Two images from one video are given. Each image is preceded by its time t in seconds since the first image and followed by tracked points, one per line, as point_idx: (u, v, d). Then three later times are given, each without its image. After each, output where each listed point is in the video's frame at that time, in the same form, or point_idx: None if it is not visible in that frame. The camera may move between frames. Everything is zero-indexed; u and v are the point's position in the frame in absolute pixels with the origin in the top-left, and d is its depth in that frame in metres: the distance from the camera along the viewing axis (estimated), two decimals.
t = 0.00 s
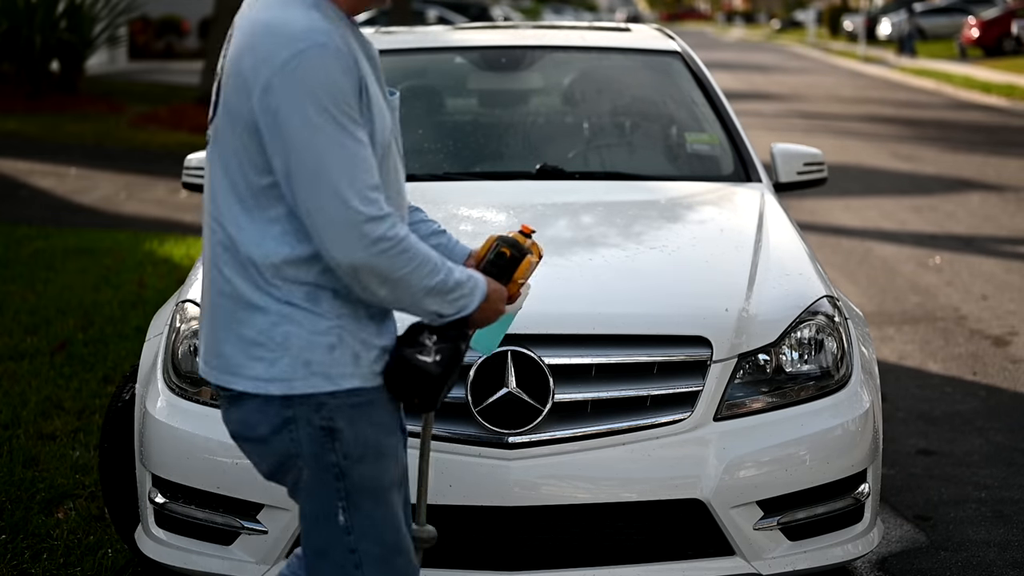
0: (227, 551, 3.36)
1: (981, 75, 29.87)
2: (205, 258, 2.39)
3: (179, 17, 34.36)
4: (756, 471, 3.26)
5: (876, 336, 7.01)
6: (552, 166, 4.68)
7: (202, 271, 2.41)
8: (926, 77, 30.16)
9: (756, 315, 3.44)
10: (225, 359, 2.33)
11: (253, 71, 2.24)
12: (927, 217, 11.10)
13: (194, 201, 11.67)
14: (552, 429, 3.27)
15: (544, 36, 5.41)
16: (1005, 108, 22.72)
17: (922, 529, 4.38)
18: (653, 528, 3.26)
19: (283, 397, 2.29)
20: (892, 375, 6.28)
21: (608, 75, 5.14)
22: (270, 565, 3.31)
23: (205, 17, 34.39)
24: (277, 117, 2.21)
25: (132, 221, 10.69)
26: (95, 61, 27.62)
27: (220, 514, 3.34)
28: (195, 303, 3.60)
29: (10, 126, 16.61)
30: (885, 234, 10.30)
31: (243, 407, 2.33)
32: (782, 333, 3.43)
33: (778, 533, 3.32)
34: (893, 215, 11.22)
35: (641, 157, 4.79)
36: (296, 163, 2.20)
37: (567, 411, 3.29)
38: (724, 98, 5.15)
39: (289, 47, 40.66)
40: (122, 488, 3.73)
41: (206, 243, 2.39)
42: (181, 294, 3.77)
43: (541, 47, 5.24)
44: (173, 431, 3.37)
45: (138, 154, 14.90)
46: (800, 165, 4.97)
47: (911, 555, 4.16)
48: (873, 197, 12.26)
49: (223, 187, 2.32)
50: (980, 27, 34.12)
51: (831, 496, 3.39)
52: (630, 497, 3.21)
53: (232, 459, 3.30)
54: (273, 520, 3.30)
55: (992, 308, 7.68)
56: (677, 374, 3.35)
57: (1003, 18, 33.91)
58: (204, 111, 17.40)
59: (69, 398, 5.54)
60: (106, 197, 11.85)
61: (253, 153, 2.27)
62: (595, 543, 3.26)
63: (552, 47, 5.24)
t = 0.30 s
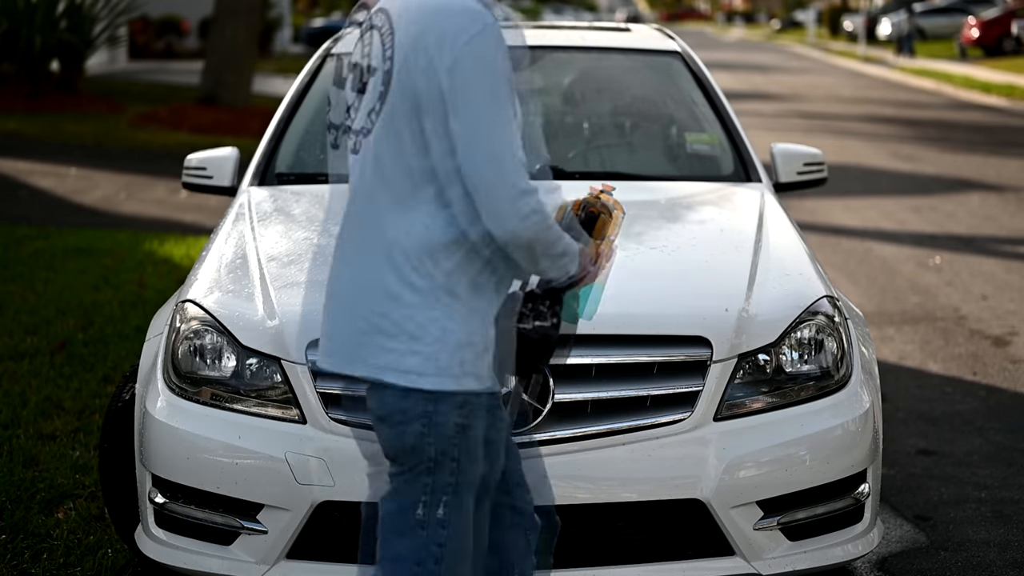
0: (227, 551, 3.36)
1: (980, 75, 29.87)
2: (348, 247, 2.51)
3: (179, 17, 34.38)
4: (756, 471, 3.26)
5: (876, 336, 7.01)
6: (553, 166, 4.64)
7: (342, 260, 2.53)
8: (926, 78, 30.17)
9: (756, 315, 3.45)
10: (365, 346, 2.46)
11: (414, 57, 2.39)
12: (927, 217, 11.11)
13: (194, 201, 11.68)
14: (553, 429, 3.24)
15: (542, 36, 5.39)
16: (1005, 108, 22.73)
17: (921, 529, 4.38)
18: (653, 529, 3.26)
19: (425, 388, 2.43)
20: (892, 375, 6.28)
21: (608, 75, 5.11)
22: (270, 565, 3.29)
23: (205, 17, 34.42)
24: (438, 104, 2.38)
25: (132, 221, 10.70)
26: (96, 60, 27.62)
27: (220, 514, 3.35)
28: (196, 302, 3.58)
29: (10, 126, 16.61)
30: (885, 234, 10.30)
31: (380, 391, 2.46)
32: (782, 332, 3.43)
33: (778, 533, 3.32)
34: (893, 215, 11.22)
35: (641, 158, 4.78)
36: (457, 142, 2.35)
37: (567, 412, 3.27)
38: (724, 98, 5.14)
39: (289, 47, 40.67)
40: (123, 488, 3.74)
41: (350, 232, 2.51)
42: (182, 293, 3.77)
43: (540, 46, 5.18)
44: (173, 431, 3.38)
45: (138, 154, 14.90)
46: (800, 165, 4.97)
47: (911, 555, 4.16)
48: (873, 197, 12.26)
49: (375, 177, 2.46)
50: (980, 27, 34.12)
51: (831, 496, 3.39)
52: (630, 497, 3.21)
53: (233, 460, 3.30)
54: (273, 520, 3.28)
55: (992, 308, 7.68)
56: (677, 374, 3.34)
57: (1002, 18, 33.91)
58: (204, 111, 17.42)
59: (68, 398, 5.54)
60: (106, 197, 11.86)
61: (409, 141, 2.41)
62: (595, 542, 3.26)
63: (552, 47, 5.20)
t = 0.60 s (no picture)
0: (227, 551, 3.35)
1: (981, 76, 29.85)
2: (511, 247, 2.28)
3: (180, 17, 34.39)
4: (756, 471, 3.26)
5: (876, 336, 7.01)
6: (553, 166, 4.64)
7: (502, 261, 2.30)
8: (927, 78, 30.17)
9: (756, 315, 3.44)
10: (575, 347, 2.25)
11: (591, 36, 2.22)
12: (927, 217, 11.11)
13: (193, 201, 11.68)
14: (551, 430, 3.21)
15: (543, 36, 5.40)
16: (1005, 108, 22.72)
17: (921, 529, 4.38)
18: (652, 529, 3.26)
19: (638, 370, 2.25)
20: (892, 375, 6.28)
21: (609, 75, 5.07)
22: (270, 565, 3.29)
23: (205, 17, 34.42)
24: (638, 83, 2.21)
25: (132, 221, 10.70)
26: (96, 60, 27.62)
27: (220, 514, 3.34)
28: (196, 302, 3.58)
29: (10, 126, 16.61)
30: (885, 234, 10.30)
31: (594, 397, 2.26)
32: (782, 332, 3.44)
33: (778, 533, 3.32)
34: (892, 215, 11.22)
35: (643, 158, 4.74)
36: (655, 119, 2.22)
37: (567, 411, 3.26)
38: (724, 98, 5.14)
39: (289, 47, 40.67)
40: (123, 488, 3.73)
41: (515, 234, 2.27)
42: (182, 293, 3.77)
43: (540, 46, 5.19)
44: (173, 431, 3.38)
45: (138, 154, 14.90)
46: (799, 165, 4.97)
47: (911, 555, 4.16)
48: (873, 197, 12.26)
49: (555, 168, 2.24)
50: (980, 27, 34.12)
51: (831, 496, 3.39)
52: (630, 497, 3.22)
53: (233, 460, 3.30)
54: (273, 520, 3.28)
55: (992, 308, 7.68)
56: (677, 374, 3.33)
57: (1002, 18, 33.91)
58: (204, 111, 17.43)
59: (68, 398, 5.54)
60: (106, 197, 11.85)
61: (593, 123, 2.23)
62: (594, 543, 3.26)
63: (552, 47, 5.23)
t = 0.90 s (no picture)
0: (227, 551, 3.35)
1: (981, 76, 29.86)
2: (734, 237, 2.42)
3: (180, 17, 34.40)
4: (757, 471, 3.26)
5: (876, 336, 7.01)
6: (552, 165, 4.67)
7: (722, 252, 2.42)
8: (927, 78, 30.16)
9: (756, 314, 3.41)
10: (784, 324, 2.45)
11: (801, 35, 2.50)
12: (927, 217, 11.11)
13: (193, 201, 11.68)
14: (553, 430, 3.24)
15: (543, 36, 5.41)
16: (1005, 108, 22.71)
17: (921, 529, 4.38)
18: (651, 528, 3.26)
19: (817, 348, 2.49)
20: (892, 375, 6.28)
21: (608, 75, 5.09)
22: (270, 565, 3.29)
23: (206, 18, 34.45)
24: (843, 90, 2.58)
25: (132, 221, 10.69)
26: (97, 60, 27.62)
27: (220, 513, 3.34)
28: (196, 302, 3.58)
29: (10, 126, 16.60)
30: (885, 234, 10.30)
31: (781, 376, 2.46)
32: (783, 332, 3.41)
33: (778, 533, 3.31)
34: (892, 215, 11.22)
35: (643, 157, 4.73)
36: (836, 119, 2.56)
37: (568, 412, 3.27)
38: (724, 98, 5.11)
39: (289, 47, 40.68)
40: (123, 488, 3.74)
41: (731, 226, 2.42)
42: (182, 293, 3.77)
43: (541, 47, 5.25)
44: (174, 430, 3.38)
45: (138, 154, 14.90)
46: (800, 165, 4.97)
47: (911, 555, 4.16)
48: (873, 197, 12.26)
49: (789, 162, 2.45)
50: (980, 27, 34.11)
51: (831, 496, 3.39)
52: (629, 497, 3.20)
53: (233, 460, 3.30)
54: (273, 520, 3.28)
55: (992, 308, 7.69)
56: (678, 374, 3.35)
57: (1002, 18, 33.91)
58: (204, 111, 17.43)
59: (68, 398, 5.54)
60: (106, 197, 11.85)
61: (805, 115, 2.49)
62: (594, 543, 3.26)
63: (552, 47, 5.25)
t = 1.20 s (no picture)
0: (227, 551, 3.35)
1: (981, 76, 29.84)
2: (913, 212, 2.53)
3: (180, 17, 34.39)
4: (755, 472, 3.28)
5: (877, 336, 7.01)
6: (552, 165, 4.67)
7: (903, 225, 2.51)
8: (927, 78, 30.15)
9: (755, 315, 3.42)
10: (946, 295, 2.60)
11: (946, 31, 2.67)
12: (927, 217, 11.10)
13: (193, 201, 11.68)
14: (552, 429, 3.26)
15: (544, 36, 5.40)
16: (1005, 108, 22.71)
17: (921, 529, 4.38)
18: (651, 528, 3.26)
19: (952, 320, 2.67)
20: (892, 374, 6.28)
21: (609, 75, 5.09)
22: (270, 565, 3.29)
23: (206, 18, 34.45)
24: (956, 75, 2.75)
25: (132, 221, 10.69)
26: (97, 60, 27.60)
27: (220, 513, 3.34)
28: (196, 302, 3.58)
29: (10, 126, 16.59)
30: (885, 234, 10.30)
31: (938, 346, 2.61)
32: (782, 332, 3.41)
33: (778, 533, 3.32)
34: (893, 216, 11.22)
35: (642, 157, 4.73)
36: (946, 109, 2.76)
37: (567, 412, 3.28)
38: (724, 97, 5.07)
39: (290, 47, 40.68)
40: (123, 487, 3.74)
41: (926, 203, 2.54)
42: (182, 293, 3.77)
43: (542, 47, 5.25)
44: (174, 430, 3.38)
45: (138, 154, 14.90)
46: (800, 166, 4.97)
47: (911, 555, 4.16)
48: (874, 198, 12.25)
49: (945, 137, 2.60)
50: (980, 27, 34.10)
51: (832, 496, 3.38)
52: (630, 497, 3.21)
53: (233, 460, 3.30)
54: (273, 520, 3.28)
55: (992, 308, 7.68)
56: (677, 375, 3.34)
57: (1002, 18, 33.89)
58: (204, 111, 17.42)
59: (68, 398, 5.54)
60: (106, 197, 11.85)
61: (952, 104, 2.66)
62: (595, 542, 3.25)
63: (552, 47, 5.25)
